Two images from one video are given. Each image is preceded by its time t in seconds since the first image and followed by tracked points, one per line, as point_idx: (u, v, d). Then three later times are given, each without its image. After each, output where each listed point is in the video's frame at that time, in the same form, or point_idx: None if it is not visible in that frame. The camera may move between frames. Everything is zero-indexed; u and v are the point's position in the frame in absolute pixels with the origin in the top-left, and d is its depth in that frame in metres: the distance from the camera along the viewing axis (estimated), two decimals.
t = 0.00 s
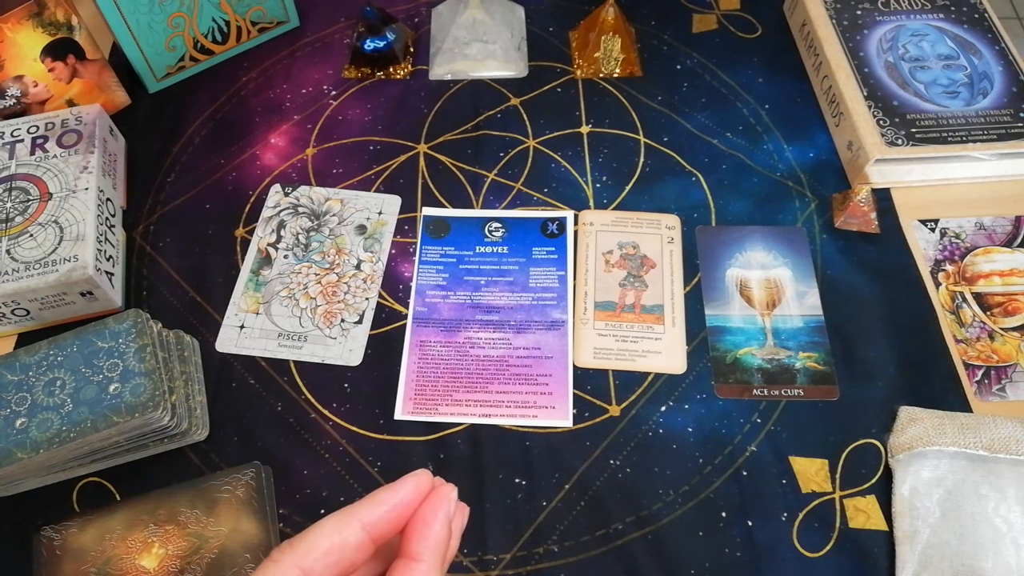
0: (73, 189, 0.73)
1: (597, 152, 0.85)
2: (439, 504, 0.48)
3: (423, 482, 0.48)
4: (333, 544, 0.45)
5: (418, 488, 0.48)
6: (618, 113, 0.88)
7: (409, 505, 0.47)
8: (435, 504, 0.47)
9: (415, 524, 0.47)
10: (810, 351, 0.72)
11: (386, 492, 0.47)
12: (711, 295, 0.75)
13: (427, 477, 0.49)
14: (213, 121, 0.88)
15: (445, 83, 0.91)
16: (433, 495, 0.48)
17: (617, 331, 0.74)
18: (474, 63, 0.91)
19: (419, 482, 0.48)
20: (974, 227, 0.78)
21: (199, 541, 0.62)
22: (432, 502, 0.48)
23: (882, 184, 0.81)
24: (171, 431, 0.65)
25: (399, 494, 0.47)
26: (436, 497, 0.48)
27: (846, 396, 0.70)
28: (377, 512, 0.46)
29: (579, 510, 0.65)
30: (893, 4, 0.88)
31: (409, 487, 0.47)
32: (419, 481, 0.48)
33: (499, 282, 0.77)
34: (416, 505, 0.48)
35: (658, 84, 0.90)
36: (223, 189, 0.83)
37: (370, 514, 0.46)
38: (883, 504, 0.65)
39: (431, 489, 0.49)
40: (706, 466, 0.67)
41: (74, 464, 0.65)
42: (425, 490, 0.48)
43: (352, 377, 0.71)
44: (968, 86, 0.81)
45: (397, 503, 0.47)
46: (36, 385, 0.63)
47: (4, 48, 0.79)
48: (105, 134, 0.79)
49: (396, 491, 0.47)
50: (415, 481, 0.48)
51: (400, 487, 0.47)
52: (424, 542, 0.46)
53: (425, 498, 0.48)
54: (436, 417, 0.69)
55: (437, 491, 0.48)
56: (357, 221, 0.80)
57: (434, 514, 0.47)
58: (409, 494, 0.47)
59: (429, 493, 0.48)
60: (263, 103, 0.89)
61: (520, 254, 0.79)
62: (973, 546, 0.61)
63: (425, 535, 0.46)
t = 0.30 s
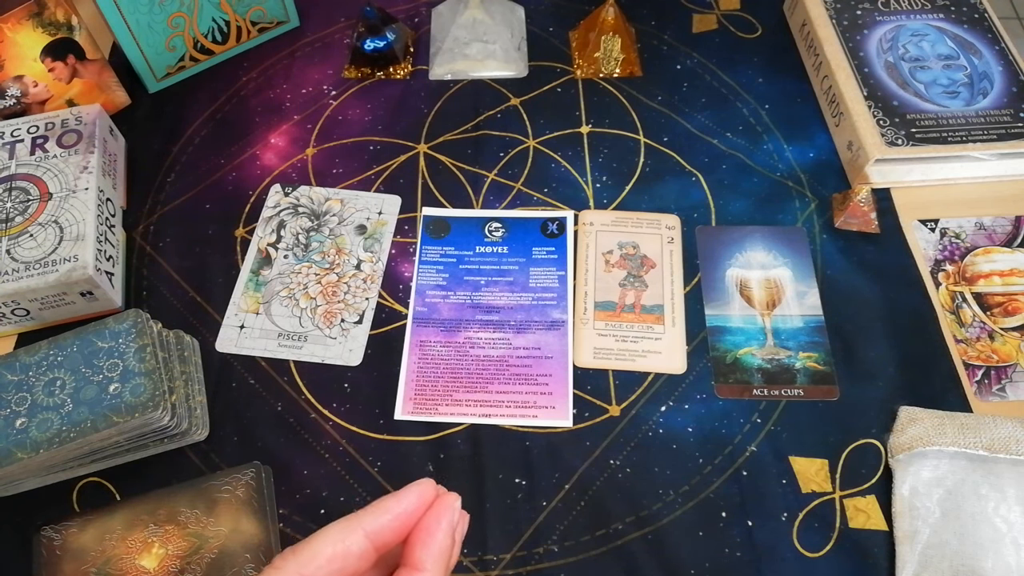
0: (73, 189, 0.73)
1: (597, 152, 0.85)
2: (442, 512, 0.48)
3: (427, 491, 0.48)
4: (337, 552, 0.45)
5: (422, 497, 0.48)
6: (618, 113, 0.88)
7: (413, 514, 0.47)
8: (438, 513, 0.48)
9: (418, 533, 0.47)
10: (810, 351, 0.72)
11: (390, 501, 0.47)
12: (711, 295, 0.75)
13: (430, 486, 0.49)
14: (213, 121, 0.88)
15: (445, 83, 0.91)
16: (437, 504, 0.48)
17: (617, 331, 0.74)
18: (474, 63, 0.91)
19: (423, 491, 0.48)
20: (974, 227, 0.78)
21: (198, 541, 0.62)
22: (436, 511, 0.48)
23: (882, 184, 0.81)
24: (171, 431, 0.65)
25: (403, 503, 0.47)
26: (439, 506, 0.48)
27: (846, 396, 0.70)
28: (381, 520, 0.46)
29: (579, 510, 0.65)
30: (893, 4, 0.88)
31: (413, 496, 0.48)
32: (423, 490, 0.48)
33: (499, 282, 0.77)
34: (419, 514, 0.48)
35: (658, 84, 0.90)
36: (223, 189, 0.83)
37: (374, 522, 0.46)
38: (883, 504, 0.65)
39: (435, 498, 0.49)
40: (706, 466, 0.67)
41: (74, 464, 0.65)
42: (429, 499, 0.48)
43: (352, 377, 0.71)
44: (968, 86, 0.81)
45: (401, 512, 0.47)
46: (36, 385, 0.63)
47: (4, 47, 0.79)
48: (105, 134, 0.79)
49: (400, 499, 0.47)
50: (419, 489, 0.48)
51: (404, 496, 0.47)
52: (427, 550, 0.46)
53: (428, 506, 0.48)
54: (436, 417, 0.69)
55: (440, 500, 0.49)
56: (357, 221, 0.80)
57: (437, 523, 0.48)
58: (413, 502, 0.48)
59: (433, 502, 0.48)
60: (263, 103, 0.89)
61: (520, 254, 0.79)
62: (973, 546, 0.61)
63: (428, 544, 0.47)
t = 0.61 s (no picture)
0: (73, 189, 0.73)
1: (597, 152, 0.85)
2: (439, 516, 0.48)
3: (425, 495, 0.48)
4: (335, 554, 0.44)
5: (421, 500, 0.48)
6: (618, 113, 0.88)
7: (411, 517, 0.48)
8: (435, 517, 0.48)
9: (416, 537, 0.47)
10: (810, 351, 0.72)
11: (389, 505, 0.47)
12: (711, 295, 0.75)
13: (429, 490, 0.49)
14: (213, 121, 0.88)
15: (445, 83, 0.91)
16: (435, 508, 0.48)
17: (617, 331, 0.74)
18: (474, 63, 0.91)
19: (422, 495, 0.48)
20: (974, 227, 0.78)
21: (198, 541, 0.62)
22: (432, 515, 0.48)
23: (882, 184, 0.81)
24: (171, 431, 0.65)
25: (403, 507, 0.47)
26: (438, 510, 0.48)
27: (846, 396, 0.70)
28: (380, 524, 0.46)
29: (579, 510, 0.65)
30: (893, 3, 0.88)
31: (412, 500, 0.48)
32: (421, 495, 0.48)
33: (499, 282, 0.77)
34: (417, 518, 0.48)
35: (658, 84, 0.90)
36: (223, 189, 0.83)
37: (372, 526, 0.46)
38: (883, 504, 0.65)
39: (432, 502, 0.49)
40: (705, 466, 0.67)
41: (74, 464, 0.65)
42: (427, 503, 0.48)
43: (352, 377, 0.71)
44: (968, 86, 0.81)
45: (399, 515, 0.47)
46: (36, 385, 0.63)
47: (4, 47, 0.79)
48: (105, 134, 0.79)
49: (399, 503, 0.47)
50: (417, 493, 0.48)
51: (403, 500, 0.47)
52: (425, 554, 0.47)
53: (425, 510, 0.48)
54: (436, 417, 0.69)
55: (438, 503, 0.49)
56: (357, 221, 0.80)
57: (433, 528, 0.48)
58: (412, 506, 0.48)
59: (431, 506, 0.49)
60: (263, 103, 0.89)
61: (520, 254, 0.79)
62: (973, 546, 0.61)
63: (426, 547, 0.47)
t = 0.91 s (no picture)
0: (73, 189, 0.73)
1: (597, 152, 0.85)
2: (424, 510, 0.48)
3: (409, 490, 0.48)
4: (319, 554, 0.45)
5: (405, 496, 0.48)
6: (618, 113, 0.88)
7: (396, 514, 0.47)
8: (419, 511, 0.48)
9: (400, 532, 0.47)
10: (810, 351, 0.72)
11: (374, 502, 0.47)
12: (711, 295, 0.75)
13: (414, 485, 0.49)
14: (213, 121, 0.88)
15: (445, 83, 0.91)
16: (421, 502, 0.48)
17: (617, 331, 0.74)
18: (474, 63, 0.91)
19: (407, 490, 0.48)
20: (974, 227, 0.78)
21: (198, 541, 0.62)
22: (417, 509, 0.48)
23: (882, 184, 0.81)
24: (171, 431, 0.65)
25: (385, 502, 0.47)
26: (423, 505, 0.48)
27: (846, 396, 0.70)
28: (364, 521, 0.46)
29: (579, 510, 0.65)
30: (893, 4, 0.88)
31: (396, 496, 0.48)
32: (406, 489, 0.48)
33: (499, 282, 0.77)
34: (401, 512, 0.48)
35: (658, 84, 0.90)
36: (223, 189, 0.83)
37: (356, 524, 0.46)
38: (883, 505, 0.65)
39: (418, 496, 0.49)
40: (705, 466, 0.67)
41: (74, 464, 0.65)
42: (412, 498, 0.48)
43: (352, 377, 0.71)
44: (968, 86, 0.81)
45: (384, 511, 0.47)
46: (36, 385, 0.63)
47: (4, 47, 0.79)
48: (105, 134, 0.79)
49: (383, 500, 0.47)
50: (401, 488, 0.48)
51: (386, 496, 0.47)
52: (410, 550, 0.46)
53: (409, 504, 0.48)
54: (436, 417, 0.69)
55: (424, 498, 0.49)
56: (357, 221, 0.80)
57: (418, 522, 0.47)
58: (396, 502, 0.48)
59: (416, 501, 0.48)
60: (263, 103, 0.89)
61: (520, 254, 0.79)
62: (973, 546, 0.61)
63: (409, 541, 0.47)
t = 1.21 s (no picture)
0: (73, 189, 0.73)
1: (597, 152, 0.85)
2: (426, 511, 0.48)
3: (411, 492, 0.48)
4: (325, 553, 0.44)
5: (409, 497, 0.48)
6: (618, 113, 0.88)
7: (400, 515, 0.48)
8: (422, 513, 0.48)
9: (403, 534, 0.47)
10: (809, 351, 0.72)
11: (378, 502, 0.47)
12: (711, 295, 0.75)
13: (417, 487, 0.49)
14: (213, 121, 0.88)
15: (445, 83, 0.91)
16: (424, 504, 0.48)
17: (617, 331, 0.74)
18: (474, 63, 0.91)
19: (410, 492, 0.48)
20: (974, 227, 0.78)
21: (198, 541, 0.62)
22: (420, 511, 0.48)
23: (882, 184, 0.81)
24: (171, 431, 0.65)
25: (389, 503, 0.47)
26: (426, 506, 0.48)
27: (846, 396, 0.70)
28: (369, 521, 0.46)
29: (579, 510, 0.65)
30: (893, 4, 0.88)
31: (399, 497, 0.48)
32: (408, 492, 0.48)
33: (499, 282, 0.77)
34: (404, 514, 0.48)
35: (658, 84, 0.90)
36: (223, 189, 0.83)
37: (361, 523, 0.46)
38: (883, 505, 0.65)
39: (421, 498, 0.49)
40: (705, 466, 0.67)
41: (74, 464, 0.65)
42: (416, 500, 0.48)
43: (352, 377, 0.71)
44: (968, 86, 0.81)
45: (388, 512, 0.47)
46: (36, 385, 0.63)
47: (4, 47, 0.79)
48: (105, 134, 0.79)
49: (387, 500, 0.47)
50: (404, 491, 0.48)
51: (389, 497, 0.48)
52: (414, 551, 0.46)
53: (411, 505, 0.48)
54: (436, 417, 0.69)
55: (427, 500, 0.49)
56: (357, 221, 0.80)
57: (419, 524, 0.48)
58: (400, 504, 0.48)
59: (419, 503, 0.48)
60: (263, 103, 0.89)
61: (520, 254, 0.79)
62: (973, 546, 0.61)
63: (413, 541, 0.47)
